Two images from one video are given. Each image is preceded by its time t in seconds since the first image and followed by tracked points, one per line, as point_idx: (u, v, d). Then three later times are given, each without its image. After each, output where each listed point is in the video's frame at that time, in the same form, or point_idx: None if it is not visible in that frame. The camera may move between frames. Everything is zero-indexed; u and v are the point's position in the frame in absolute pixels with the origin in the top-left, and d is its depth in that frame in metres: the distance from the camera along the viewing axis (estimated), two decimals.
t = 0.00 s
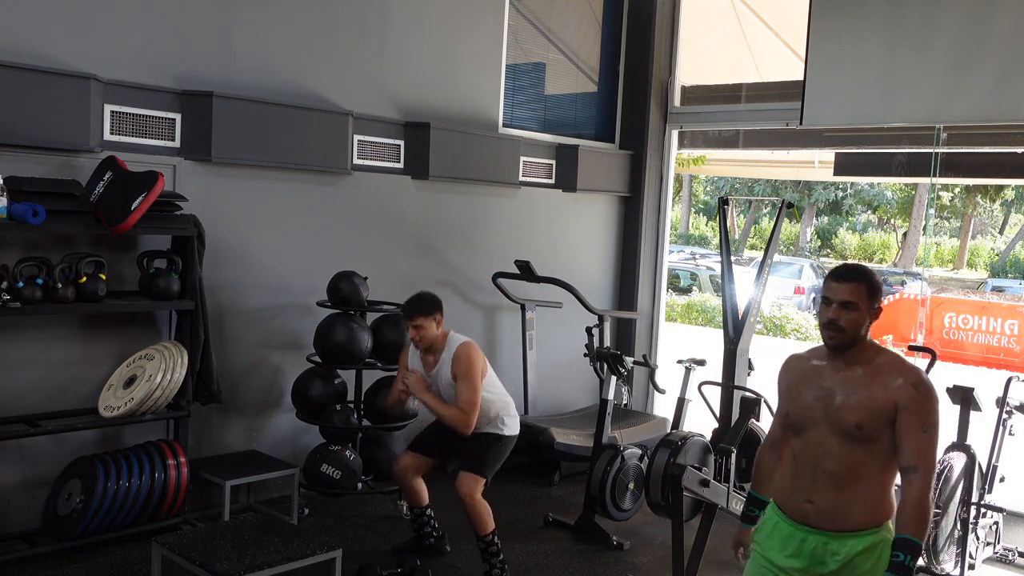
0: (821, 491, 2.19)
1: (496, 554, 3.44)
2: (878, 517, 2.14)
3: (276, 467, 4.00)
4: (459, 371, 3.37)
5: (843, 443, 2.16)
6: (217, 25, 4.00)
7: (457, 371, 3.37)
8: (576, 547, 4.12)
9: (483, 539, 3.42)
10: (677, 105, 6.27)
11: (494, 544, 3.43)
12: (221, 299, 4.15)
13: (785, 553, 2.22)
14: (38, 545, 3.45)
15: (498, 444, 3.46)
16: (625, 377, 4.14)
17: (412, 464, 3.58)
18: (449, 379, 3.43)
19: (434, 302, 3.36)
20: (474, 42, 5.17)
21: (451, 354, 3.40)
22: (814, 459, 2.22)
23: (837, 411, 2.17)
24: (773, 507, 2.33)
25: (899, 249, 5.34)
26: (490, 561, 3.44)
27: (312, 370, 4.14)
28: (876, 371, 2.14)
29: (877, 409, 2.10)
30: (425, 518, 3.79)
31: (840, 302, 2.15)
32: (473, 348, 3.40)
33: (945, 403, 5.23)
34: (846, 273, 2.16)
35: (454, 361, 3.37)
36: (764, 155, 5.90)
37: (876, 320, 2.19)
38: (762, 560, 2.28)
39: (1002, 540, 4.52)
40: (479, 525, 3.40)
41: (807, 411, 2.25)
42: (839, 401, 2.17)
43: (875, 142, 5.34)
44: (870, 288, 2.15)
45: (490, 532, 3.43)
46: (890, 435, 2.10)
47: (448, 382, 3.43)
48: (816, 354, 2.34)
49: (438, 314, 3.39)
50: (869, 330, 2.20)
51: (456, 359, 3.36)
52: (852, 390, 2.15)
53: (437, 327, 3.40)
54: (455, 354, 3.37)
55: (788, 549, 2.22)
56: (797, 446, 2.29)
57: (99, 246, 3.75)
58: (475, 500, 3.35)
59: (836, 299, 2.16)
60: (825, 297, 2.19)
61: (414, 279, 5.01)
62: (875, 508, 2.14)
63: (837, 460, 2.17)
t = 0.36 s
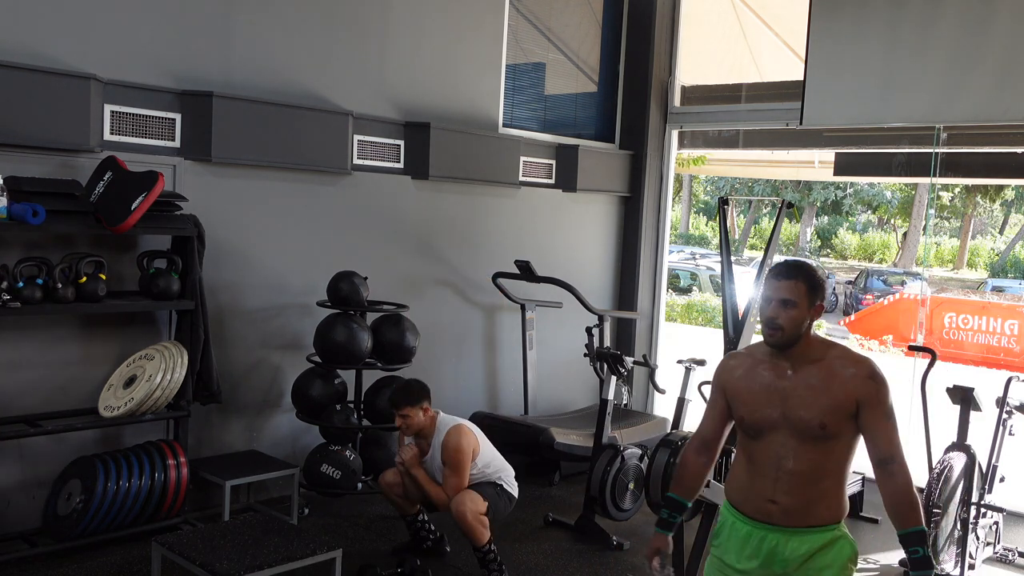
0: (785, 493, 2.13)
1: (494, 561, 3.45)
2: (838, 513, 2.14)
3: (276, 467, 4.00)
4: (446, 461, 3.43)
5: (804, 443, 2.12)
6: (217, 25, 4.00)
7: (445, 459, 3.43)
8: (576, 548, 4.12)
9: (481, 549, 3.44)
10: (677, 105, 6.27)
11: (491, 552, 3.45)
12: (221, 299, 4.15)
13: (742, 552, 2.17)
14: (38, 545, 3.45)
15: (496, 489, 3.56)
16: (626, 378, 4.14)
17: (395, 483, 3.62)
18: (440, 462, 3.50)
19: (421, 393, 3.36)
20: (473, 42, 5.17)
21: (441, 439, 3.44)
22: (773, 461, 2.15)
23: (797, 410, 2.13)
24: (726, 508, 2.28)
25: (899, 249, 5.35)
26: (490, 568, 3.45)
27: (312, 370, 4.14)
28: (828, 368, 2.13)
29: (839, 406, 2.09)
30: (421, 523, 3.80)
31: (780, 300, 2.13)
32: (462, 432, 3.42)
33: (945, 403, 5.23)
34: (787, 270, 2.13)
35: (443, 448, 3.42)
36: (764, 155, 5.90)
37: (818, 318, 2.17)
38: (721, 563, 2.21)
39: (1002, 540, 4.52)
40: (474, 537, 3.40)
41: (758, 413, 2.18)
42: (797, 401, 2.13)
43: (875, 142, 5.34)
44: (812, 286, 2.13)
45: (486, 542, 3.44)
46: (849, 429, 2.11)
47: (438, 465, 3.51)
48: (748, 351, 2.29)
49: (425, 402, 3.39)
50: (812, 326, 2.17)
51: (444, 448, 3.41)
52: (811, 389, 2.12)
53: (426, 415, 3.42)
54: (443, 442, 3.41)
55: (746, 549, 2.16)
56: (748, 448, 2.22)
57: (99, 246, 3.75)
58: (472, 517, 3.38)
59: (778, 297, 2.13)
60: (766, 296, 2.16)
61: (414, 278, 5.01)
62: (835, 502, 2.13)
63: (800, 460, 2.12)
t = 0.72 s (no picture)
0: (784, 498, 2.11)
1: (494, 557, 3.45)
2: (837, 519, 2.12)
3: (276, 467, 4.01)
4: (451, 375, 3.36)
5: (805, 448, 2.09)
6: (217, 26, 4.00)
7: (449, 373, 3.36)
8: (576, 548, 4.12)
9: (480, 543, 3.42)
10: (677, 105, 6.27)
11: (491, 546, 3.44)
12: (221, 299, 4.15)
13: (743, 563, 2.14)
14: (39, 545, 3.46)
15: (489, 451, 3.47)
16: (626, 378, 4.14)
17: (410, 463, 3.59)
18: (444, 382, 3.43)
19: (433, 302, 3.39)
20: (473, 42, 5.17)
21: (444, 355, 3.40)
22: (772, 465, 2.13)
23: (800, 415, 2.09)
24: (723, 516, 2.26)
25: (899, 249, 5.35)
26: (489, 564, 3.44)
27: (312, 370, 4.14)
28: (833, 372, 2.09)
29: (842, 412, 2.06)
30: (423, 521, 3.78)
31: (788, 313, 2.07)
32: (467, 350, 3.39)
33: (945, 403, 5.23)
34: (792, 281, 2.06)
35: (448, 361, 3.37)
36: (764, 155, 5.90)
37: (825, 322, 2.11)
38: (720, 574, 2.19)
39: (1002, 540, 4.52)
40: (473, 530, 3.38)
41: (759, 415, 2.15)
42: (801, 405, 2.10)
43: (875, 142, 5.34)
44: (820, 291, 2.07)
45: (486, 535, 3.42)
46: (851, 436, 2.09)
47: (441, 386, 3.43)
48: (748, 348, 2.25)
49: (434, 315, 3.40)
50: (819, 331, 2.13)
51: (448, 360, 3.36)
52: (815, 394, 2.09)
53: (432, 328, 3.42)
54: (447, 355, 3.37)
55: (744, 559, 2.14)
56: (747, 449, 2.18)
57: (99, 246, 3.75)
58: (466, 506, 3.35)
59: (785, 308, 2.07)
60: (771, 308, 2.11)
61: (414, 278, 5.02)
62: (835, 508, 2.11)
63: (800, 466, 2.10)
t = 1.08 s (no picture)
0: (802, 511, 1.99)
1: (495, 544, 3.49)
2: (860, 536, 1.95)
3: (276, 467, 4.01)
4: (452, 297, 3.39)
5: (826, 464, 1.96)
6: (217, 25, 4.00)
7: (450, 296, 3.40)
8: (576, 547, 4.12)
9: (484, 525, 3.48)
10: (677, 105, 6.27)
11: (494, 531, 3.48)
12: (221, 299, 4.15)
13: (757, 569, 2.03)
14: (39, 545, 3.46)
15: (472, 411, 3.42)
16: (626, 378, 4.13)
17: (422, 451, 3.58)
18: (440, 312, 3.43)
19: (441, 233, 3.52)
20: (474, 41, 5.17)
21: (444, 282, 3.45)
22: (792, 476, 2.01)
23: (822, 428, 1.96)
24: (745, 522, 2.14)
25: (899, 249, 5.35)
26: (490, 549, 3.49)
27: (312, 370, 4.14)
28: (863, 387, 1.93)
29: (869, 430, 1.90)
30: (430, 515, 3.79)
31: (820, 346, 1.90)
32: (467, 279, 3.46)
33: (945, 403, 5.23)
34: (817, 309, 1.87)
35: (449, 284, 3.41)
36: (765, 155, 5.90)
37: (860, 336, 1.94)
38: None
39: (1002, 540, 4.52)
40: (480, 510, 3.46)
41: (783, 424, 2.04)
42: (824, 418, 1.96)
43: (875, 142, 5.34)
44: (850, 310, 1.88)
45: (490, 518, 3.48)
46: (879, 455, 1.92)
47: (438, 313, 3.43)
48: (785, 353, 2.13)
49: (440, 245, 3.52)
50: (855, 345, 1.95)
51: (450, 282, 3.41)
52: (839, 407, 1.94)
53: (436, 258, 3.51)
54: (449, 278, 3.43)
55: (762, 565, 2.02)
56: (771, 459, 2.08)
57: (98, 246, 3.75)
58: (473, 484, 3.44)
59: (815, 339, 1.90)
60: (801, 339, 1.93)
61: (414, 278, 5.02)
62: (860, 527, 1.95)
63: (820, 481, 1.97)
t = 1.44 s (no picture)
0: (792, 512, 1.99)
1: (488, 525, 3.63)
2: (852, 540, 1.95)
3: (276, 467, 4.01)
4: (459, 286, 3.46)
5: (816, 464, 1.96)
6: (217, 25, 4.00)
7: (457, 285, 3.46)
8: (576, 548, 4.12)
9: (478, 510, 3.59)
10: (677, 105, 6.28)
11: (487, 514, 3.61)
12: (221, 299, 4.15)
13: None
14: (39, 545, 3.46)
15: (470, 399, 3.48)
16: (626, 378, 4.13)
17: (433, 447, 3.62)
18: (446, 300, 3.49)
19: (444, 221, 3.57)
20: (473, 41, 5.17)
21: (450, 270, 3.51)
22: (783, 477, 2.02)
23: (812, 429, 1.96)
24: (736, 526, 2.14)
25: (899, 249, 5.35)
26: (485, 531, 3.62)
27: (312, 370, 4.14)
28: (854, 387, 1.92)
29: (858, 431, 1.90)
30: (433, 514, 3.79)
31: (813, 331, 1.89)
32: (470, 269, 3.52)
33: (945, 403, 5.23)
34: (812, 297, 1.88)
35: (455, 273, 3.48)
36: (765, 155, 5.90)
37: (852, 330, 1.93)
38: None
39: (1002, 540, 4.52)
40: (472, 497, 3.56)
41: (775, 424, 2.04)
42: (814, 419, 1.96)
43: (876, 142, 5.34)
44: (841, 305, 1.88)
45: (483, 502, 3.60)
46: (869, 457, 1.91)
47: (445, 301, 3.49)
48: (780, 353, 2.14)
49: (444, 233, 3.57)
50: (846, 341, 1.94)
51: (456, 271, 3.48)
52: (829, 408, 1.94)
53: (439, 246, 3.56)
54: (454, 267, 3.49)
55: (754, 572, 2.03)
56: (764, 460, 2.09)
57: (98, 246, 3.75)
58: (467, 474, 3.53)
59: (808, 327, 1.90)
60: (793, 326, 1.93)
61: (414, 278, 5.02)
62: (850, 528, 1.95)
63: (810, 482, 1.97)
